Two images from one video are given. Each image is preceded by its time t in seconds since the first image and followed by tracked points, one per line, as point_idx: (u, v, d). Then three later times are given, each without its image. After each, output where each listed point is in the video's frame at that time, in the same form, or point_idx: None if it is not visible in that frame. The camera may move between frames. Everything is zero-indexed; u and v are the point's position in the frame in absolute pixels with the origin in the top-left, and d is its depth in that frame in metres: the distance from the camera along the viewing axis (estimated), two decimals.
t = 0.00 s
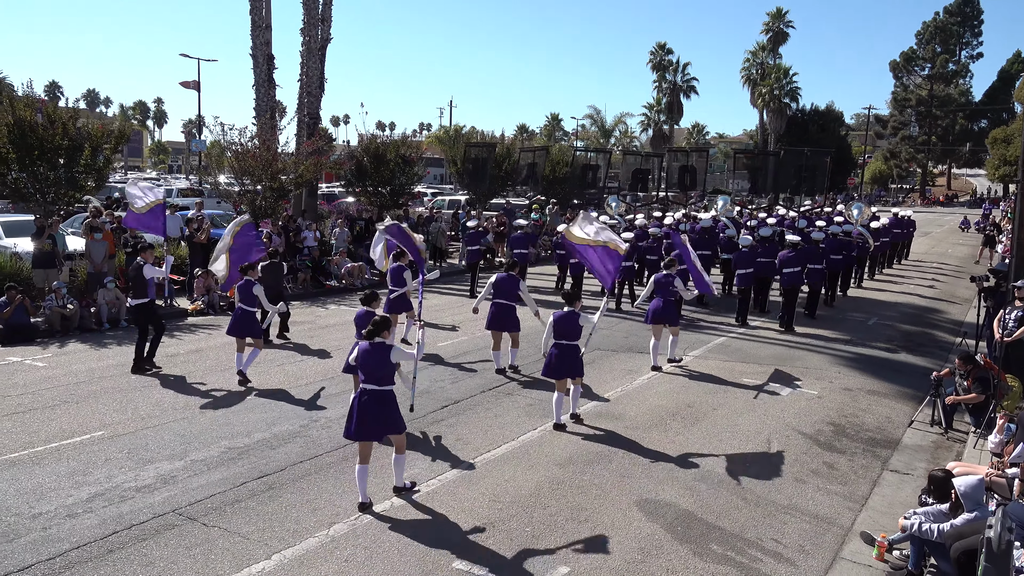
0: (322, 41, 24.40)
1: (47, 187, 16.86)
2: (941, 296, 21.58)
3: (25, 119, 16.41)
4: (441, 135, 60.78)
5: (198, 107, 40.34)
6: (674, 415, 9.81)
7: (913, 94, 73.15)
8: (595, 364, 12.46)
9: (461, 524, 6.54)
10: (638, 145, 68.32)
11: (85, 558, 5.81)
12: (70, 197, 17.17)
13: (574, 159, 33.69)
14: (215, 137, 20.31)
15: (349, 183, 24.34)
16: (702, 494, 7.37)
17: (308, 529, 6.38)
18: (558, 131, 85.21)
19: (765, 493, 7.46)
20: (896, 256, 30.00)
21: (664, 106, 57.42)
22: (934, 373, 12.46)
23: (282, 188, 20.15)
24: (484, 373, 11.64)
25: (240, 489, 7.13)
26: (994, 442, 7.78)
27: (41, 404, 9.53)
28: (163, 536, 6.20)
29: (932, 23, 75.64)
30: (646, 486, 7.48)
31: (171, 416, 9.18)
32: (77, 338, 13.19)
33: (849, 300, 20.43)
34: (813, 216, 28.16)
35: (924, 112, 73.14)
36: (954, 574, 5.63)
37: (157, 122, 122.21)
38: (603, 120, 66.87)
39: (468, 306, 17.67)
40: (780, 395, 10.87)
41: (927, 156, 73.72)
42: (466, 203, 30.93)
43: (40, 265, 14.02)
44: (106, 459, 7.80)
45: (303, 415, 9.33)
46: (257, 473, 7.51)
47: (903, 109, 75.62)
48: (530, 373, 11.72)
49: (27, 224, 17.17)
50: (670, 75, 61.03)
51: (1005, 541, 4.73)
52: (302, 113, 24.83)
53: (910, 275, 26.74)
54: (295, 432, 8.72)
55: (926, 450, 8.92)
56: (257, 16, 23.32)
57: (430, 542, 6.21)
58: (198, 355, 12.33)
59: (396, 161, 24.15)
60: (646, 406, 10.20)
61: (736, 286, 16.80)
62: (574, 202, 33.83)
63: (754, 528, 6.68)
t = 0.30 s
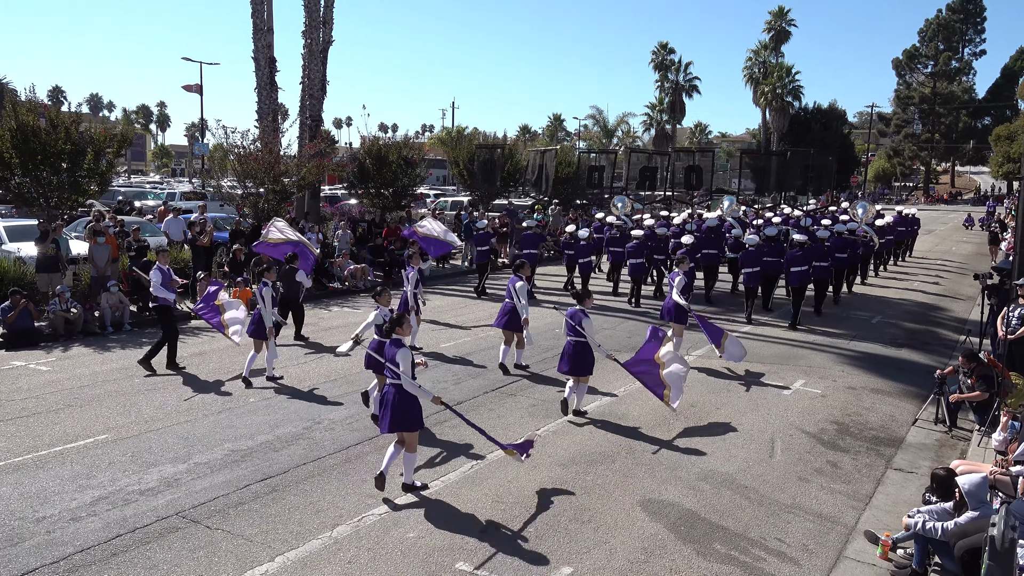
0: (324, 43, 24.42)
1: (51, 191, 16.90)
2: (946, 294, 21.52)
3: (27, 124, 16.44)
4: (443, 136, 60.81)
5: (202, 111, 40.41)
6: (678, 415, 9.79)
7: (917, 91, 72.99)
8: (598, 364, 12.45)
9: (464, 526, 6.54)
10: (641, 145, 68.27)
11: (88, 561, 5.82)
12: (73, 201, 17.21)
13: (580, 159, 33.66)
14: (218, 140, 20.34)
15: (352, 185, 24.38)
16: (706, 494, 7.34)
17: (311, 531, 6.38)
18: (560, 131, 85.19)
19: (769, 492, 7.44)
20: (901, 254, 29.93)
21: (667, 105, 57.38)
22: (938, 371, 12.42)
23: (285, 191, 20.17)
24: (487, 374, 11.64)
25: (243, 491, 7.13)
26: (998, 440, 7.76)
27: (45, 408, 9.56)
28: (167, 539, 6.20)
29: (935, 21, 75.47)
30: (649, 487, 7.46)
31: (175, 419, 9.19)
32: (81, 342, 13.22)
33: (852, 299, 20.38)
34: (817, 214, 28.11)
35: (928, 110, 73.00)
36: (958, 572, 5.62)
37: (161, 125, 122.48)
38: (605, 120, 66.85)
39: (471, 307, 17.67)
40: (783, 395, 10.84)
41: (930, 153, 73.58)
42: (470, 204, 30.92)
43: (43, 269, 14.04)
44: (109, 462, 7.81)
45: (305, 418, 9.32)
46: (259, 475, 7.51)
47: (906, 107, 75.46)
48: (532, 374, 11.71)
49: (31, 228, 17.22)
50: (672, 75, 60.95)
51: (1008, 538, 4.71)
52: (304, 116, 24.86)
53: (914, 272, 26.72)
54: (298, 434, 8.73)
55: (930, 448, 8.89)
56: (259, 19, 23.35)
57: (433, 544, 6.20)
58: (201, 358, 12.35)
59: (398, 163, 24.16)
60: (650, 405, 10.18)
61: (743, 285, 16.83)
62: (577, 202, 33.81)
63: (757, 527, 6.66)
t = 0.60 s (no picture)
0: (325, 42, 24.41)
1: (52, 189, 16.91)
2: (947, 291, 21.48)
3: (29, 122, 16.46)
4: (445, 135, 60.71)
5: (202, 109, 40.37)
6: (679, 412, 9.79)
7: (919, 89, 72.89)
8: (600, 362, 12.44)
9: (465, 523, 6.54)
10: (642, 143, 68.18)
11: (90, 559, 5.82)
12: (75, 199, 17.22)
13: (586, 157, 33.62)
14: (219, 139, 20.34)
15: (353, 183, 24.39)
16: (707, 492, 7.34)
17: (313, 528, 6.39)
18: (562, 129, 85.12)
19: (770, 490, 7.45)
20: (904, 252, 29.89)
21: (668, 103, 57.33)
22: (940, 368, 12.41)
23: (287, 189, 20.17)
24: (489, 372, 11.64)
25: (245, 489, 7.14)
26: (1000, 437, 7.74)
27: (48, 406, 9.57)
28: (168, 537, 6.21)
29: (937, 18, 75.29)
30: (650, 485, 7.46)
31: (177, 417, 9.20)
32: (83, 340, 13.23)
33: (855, 296, 20.36)
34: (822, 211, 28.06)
35: (930, 107, 72.88)
36: (960, 570, 5.62)
37: (162, 123, 122.45)
38: (607, 117, 66.79)
39: (472, 305, 17.67)
40: (784, 393, 10.82)
41: (932, 151, 73.47)
42: (471, 201, 30.91)
43: (45, 267, 14.07)
44: (111, 460, 7.82)
45: (307, 416, 9.32)
46: (261, 473, 7.52)
47: (908, 104, 75.33)
48: (534, 372, 11.70)
49: (33, 227, 17.24)
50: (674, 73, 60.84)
51: (1010, 537, 4.71)
52: (305, 114, 24.84)
53: (917, 269, 26.74)
54: (300, 432, 8.73)
55: (932, 447, 8.88)
56: (260, 17, 23.34)
57: (435, 542, 6.20)
58: (203, 356, 12.36)
59: (399, 161, 24.12)
60: (651, 403, 10.19)
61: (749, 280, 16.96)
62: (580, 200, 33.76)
63: (759, 525, 6.66)
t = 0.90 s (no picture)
0: (327, 38, 24.39)
1: (53, 184, 16.91)
2: (948, 292, 21.47)
3: (30, 117, 16.45)
4: (445, 132, 60.63)
5: (203, 105, 40.34)
6: (680, 411, 9.79)
7: (920, 89, 72.87)
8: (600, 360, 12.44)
9: (465, 521, 6.54)
10: (643, 141, 68.07)
11: (90, 554, 5.83)
12: (76, 194, 17.22)
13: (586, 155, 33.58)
14: (220, 134, 20.32)
15: (354, 180, 24.38)
16: (707, 491, 7.35)
17: (313, 525, 6.39)
18: (563, 127, 85.08)
19: (770, 489, 7.45)
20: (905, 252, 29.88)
21: (669, 102, 57.26)
22: (940, 369, 12.41)
23: (287, 186, 20.16)
24: (489, 370, 11.64)
25: (245, 485, 7.15)
26: (1001, 438, 7.73)
27: (48, 401, 9.57)
28: (168, 532, 6.21)
29: (939, 18, 75.18)
30: (650, 483, 7.46)
31: (177, 413, 9.20)
32: (83, 335, 13.23)
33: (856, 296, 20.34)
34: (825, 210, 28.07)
35: (931, 108, 72.81)
36: (960, 571, 5.63)
37: (163, 119, 122.36)
38: (608, 116, 66.74)
39: (473, 303, 17.67)
40: (784, 393, 10.82)
41: (933, 151, 73.39)
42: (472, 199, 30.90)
43: (46, 263, 14.06)
44: (112, 455, 7.82)
45: (307, 413, 9.32)
46: (261, 469, 7.52)
47: (909, 104, 75.27)
48: (534, 370, 11.70)
49: (34, 222, 17.24)
50: (675, 71, 60.74)
51: (1011, 538, 4.72)
52: (307, 110, 24.82)
53: (918, 269, 26.81)
54: (300, 429, 8.73)
55: (932, 447, 8.89)
56: (262, 13, 23.32)
57: (435, 539, 6.20)
58: (203, 352, 12.36)
59: (401, 158, 24.12)
60: (652, 401, 10.20)
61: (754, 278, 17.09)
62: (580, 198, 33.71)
63: (759, 525, 6.66)
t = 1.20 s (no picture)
0: (338, 33, 24.40)
1: (66, 178, 17.00)
2: (961, 290, 21.32)
3: (44, 111, 16.54)
4: (455, 127, 60.65)
5: (215, 100, 40.50)
6: (690, 408, 9.78)
7: (934, 86, 72.31)
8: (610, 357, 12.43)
9: (474, 517, 6.55)
10: (654, 137, 67.83)
11: (103, 546, 5.88)
12: (88, 188, 17.31)
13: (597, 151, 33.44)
14: (231, 130, 20.38)
15: (364, 175, 24.39)
16: (717, 488, 7.34)
17: (323, 519, 6.42)
18: (573, 123, 84.98)
19: (781, 487, 7.42)
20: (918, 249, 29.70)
21: (680, 98, 57.03)
22: (952, 368, 12.33)
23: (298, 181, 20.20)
24: (499, 365, 11.64)
25: (256, 479, 7.19)
26: (1014, 438, 7.64)
27: (61, 393, 9.65)
28: (180, 525, 6.26)
29: (953, 14, 74.51)
30: (660, 480, 7.45)
31: (188, 406, 9.25)
32: (95, 328, 13.32)
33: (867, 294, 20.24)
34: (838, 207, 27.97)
35: (944, 104, 72.28)
36: (972, 570, 5.60)
37: (175, 114, 122.80)
38: (618, 112, 66.57)
39: (483, 299, 17.67)
40: (795, 390, 10.78)
41: (946, 148, 72.84)
42: (483, 195, 30.92)
43: (59, 256, 14.12)
44: (124, 448, 7.88)
45: (317, 407, 9.36)
46: (272, 463, 7.55)
47: (922, 101, 74.70)
48: (544, 366, 11.70)
49: (47, 216, 17.36)
50: (686, 67, 60.49)
51: None
52: (317, 105, 24.85)
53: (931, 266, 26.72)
54: (311, 423, 8.77)
55: (944, 446, 8.84)
56: (274, 8, 23.36)
57: (444, 534, 6.22)
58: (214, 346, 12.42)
59: (411, 154, 24.13)
60: (663, 398, 10.20)
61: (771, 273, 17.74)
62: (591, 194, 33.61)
63: (769, 523, 6.65)
